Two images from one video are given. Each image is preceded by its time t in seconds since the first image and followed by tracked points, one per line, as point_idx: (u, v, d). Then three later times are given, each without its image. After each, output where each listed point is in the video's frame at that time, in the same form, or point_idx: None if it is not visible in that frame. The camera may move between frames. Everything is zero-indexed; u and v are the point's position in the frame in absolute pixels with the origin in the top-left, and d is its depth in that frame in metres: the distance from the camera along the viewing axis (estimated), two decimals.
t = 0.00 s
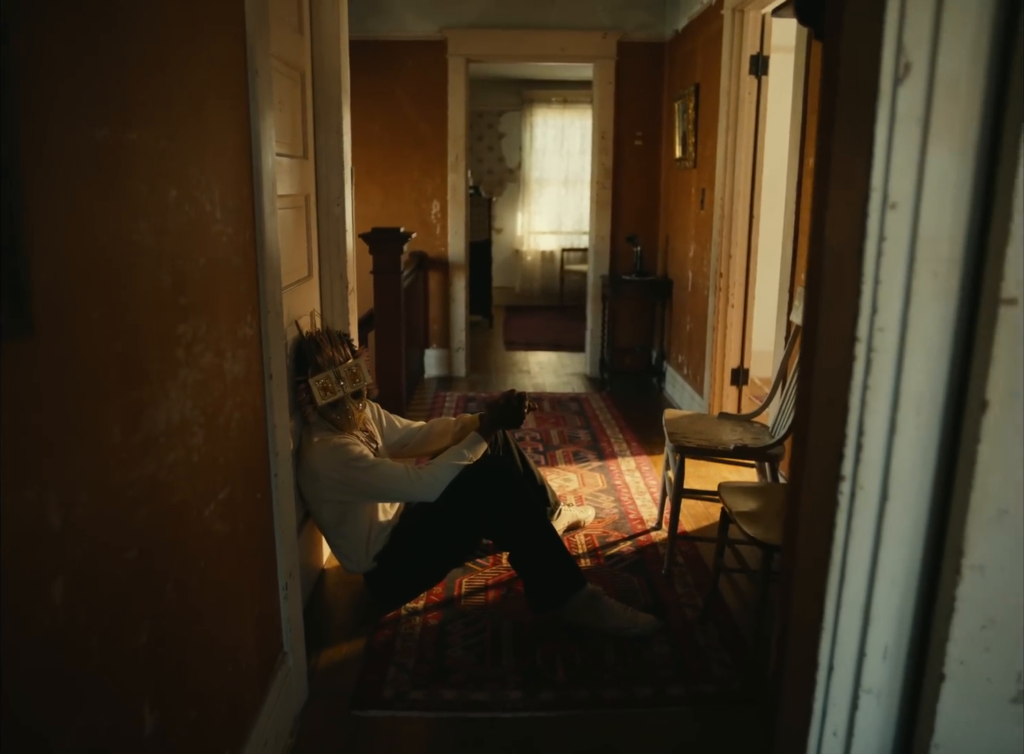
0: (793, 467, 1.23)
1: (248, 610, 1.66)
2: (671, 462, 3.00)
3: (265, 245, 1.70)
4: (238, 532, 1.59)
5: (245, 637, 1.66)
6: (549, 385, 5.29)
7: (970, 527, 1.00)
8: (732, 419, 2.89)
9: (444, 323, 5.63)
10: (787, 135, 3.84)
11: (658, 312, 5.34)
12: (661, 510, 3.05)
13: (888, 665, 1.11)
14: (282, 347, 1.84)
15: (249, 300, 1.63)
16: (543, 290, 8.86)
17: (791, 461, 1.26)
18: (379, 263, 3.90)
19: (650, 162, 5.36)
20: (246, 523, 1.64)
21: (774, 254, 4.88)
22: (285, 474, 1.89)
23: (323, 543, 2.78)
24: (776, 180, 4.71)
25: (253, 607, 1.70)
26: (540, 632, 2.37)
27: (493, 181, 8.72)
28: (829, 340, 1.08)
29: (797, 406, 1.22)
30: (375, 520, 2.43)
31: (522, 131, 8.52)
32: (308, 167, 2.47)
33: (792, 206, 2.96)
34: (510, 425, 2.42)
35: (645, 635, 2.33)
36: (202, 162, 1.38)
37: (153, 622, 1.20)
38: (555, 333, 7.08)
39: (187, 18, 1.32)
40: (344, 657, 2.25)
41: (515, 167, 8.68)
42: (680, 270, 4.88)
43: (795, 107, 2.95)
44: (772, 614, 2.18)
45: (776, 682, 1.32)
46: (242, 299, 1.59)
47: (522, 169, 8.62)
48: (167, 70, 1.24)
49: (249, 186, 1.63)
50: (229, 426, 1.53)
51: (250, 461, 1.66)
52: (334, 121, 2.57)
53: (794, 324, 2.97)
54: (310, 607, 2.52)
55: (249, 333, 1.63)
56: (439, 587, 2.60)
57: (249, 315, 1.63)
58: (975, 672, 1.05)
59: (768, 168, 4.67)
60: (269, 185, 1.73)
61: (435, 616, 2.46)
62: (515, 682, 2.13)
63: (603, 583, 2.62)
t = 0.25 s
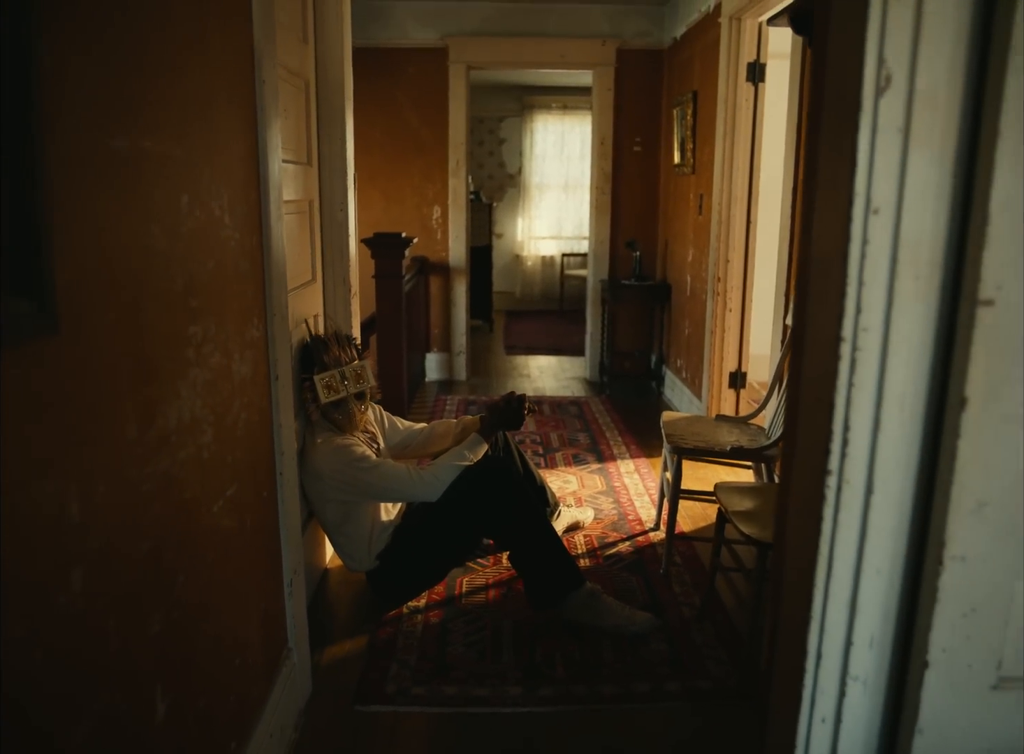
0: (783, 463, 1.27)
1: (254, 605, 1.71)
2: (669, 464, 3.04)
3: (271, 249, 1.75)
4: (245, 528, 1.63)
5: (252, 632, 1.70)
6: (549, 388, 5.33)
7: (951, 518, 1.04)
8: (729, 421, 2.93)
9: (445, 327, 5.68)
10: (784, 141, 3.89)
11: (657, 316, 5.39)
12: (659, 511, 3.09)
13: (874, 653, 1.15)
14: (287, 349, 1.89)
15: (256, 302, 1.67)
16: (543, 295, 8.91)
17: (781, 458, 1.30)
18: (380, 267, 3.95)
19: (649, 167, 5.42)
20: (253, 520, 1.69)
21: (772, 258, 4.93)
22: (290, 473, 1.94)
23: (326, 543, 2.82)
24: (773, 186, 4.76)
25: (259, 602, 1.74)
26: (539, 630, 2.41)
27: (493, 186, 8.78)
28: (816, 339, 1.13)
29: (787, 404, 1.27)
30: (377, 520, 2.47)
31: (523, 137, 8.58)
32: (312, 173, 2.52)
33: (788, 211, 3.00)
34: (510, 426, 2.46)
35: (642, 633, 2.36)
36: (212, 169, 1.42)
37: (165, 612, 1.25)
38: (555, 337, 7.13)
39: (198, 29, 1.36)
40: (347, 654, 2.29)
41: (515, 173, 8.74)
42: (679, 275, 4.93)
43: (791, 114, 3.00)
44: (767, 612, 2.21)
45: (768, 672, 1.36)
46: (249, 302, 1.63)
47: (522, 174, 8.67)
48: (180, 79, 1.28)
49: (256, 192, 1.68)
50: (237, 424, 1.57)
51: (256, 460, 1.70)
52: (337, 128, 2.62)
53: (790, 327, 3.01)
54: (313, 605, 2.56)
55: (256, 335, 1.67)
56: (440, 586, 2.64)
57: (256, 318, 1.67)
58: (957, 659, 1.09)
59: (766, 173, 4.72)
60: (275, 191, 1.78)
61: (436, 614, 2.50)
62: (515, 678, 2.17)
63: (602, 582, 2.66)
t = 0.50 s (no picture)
0: (774, 461, 1.31)
1: (260, 602, 1.75)
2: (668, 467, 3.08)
3: (277, 256, 1.79)
4: (251, 526, 1.67)
5: (258, 628, 1.74)
6: (549, 393, 5.37)
7: (934, 512, 1.09)
8: (726, 425, 2.97)
9: (446, 332, 5.72)
10: (781, 149, 3.94)
11: (656, 321, 5.44)
12: (657, 513, 3.13)
13: (862, 644, 1.19)
14: (293, 353, 1.93)
15: (263, 307, 1.71)
16: (543, 301, 8.96)
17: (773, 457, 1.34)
18: (382, 273, 3.99)
19: (648, 175, 5.47)
20: (259, 519, 1.73)
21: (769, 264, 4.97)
22: (294, 473, 1.97)
23: (328, 544, 2.86)
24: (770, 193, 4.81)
25: (265, 600, 1.78)
26: (539, 629, 2.45)
27: (493, 193, 8.84)
28: (805, 341, 1.17)
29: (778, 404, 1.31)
30: (380, 521, 2.50)
31: (523, 144, 8.64)
32: (315, 180, 2.57)
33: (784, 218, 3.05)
34: (511, 429, 2.50)
35: (641, 632, 2.40)
36: (221, 176, 1.47)
37: (176, 606, 1.29)
38: (555, 343, 7.17)
39: (209, 42, 1.41)
40: (350, 653, 2.33)
41: (516, 180, 8.79)
42: (677, 281, 4.98)
43: (786, 122, 3.05)
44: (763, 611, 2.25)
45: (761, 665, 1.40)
46: (256, 305, 1.67)
47: (523, 181, 8.73)
48: (191, 89, 1.33)
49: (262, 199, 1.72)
50: (243, 425, 1.61)
51: (262, 460, 1.74)
52: (340, 136, 2.66)
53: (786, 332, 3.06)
54: (315, 605, 2.59)
55: (262, 338, 1.71)
56: (441, 586, 2.68)
57: (262, 322, 1.71)
58: (941, 649, 1.14)
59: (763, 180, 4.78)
60: (280, 198, 1.82)
61: (437, 614, 2.54)
62: (515, 676, 2.21)
63: (601, 583, 2.70)
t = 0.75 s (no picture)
0: (765, 461, 1.35)
1: (265, 599, 1.78)
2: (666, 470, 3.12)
3: (283, 263, 1.83)
4: (258, 525, 1.71)
5: (263, 626, 1.78)
6: (549, 399, 5.42)
7: (918, 508, 1.13)
8: (724, 428, 3.01)
9: (447, 338, 5.77)
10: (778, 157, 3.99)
11: (655, 327, 5.48)
12: (656, 516, 3.17)
13: (850, 637, 1.23)
14: (297, 358, 1.97)
15: (269, 312, 1.76)
16: (543, 307, 9.01)
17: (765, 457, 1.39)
18: (384, 279, 4.04)
19: (647, 182, 5.52)
20: (265, 519, 1.77)
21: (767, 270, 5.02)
22: (298, 475, 2.01)
23: (331, 547, 2.90)
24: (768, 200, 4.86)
25: (270, 598, 1.82)
26: (539, 629, 2.48)
27: (494, 200, 8.90)
28: (794, 343, 1.21)
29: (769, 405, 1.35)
30: (382, 524, 2.54)
31: (523, 152, 8.70)
32: (319, 189, 2.61)
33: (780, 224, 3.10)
34: (510, 432, 2.52)
35: (639, 632, 2.44)
36: (230, 185, 1.52)
37: (186, 600, 1.33)
38: (555, 349, 7.22)
39: (220, 55, 1.46)
40: (352, 652, 2.37)
41: (516, 187, 8.85)
42: (676, 287, 5.02)
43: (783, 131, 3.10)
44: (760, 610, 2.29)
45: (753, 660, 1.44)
46: (263, 310, 1.72)
47: (523, 188, 8.79)
48: (204, 102, 1.38)
49: (269, 207, 1.77)
50: (250, 427, 1.65)
51: (268, 461, 1.79)
52: (344, 145, 2.71)
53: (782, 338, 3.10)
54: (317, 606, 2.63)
55: (268, 343, 1.76)
56: (442, 588, 2.72)
57: (269, 327, 1.76)
58: (926, 640, 1.18)
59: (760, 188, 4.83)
60: (286, 206, 1.87)
61: (439, 614, 2.58)
62: (516, 674, 2.25)
63: (600, 584, 2.74)
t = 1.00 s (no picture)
0: (757, 463, 1.40)
1: (271, 598, 1.82)
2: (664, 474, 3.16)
3: (288, 270, 1.88)
4: (264, 525, 1.76)
5: (269, 624, 1.82)
6: (549, 405, 5.46)
7: (903, 504, 1.19)
8: (721, 433, 3.05)
9: (447, 345, 5.81)
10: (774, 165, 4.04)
11: (654, 334, 5.52)
12: (654, 520, 3.20)
13: (839, 631, 1.28)
14: (302, 362, 2.02)
15: (275, 318, 1.81)
16: (544, 315, 9.06)
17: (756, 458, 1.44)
18: (385, 287, 4.08)
19: (646, 190, 5.57)
20: (271, 520, 1.81)
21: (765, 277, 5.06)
22: (303, 477, 2.05)
23: (334, 550, 2.94)
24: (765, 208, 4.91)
25: (275, 597, 1.86)
26: (538, 631, 2.52)
27: (494, 208, 8.95)
28: (784, 347, 1.27)
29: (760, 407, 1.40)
30: (383, 527, 2.57)
31: (523, 160, 8.76)
32: (323, 197, 2.66)
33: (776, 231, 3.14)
34: (510, 436, 2.52)
35: (637, 634, 2.47)
36: (240, 194, 1.57)
37: (195, 596, 1.37)
38: (555, 356, 7.26)
39: (230, 69, 1.51)
40: (355, 653, 2.40)
41: (516, 195, 8.91)
42: (674, 294, 5.07)
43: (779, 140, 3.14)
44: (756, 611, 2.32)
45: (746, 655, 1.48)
46: (270, 315, 1.77)
47: (523, 196, 8.85)
48: (216, 115, 1.44)
49: (275, 216, 1.82)
50: (257, 429, 1.70)
51: (275, 463, 1.83)
52: (347, 154, 2.76)
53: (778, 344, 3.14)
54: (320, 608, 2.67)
55: (275, 348, 1.81)
56: (443, 590, 2.76)
57: (275, 332, 1.81)
58: (912, 633, 1.23)
59: (758, 196, 4.88)
60: (291, 214, 1.92)
61: (440, 616, 2.61)
62: (515, 675, 2.28)
63: (599, 586, 2.78)
